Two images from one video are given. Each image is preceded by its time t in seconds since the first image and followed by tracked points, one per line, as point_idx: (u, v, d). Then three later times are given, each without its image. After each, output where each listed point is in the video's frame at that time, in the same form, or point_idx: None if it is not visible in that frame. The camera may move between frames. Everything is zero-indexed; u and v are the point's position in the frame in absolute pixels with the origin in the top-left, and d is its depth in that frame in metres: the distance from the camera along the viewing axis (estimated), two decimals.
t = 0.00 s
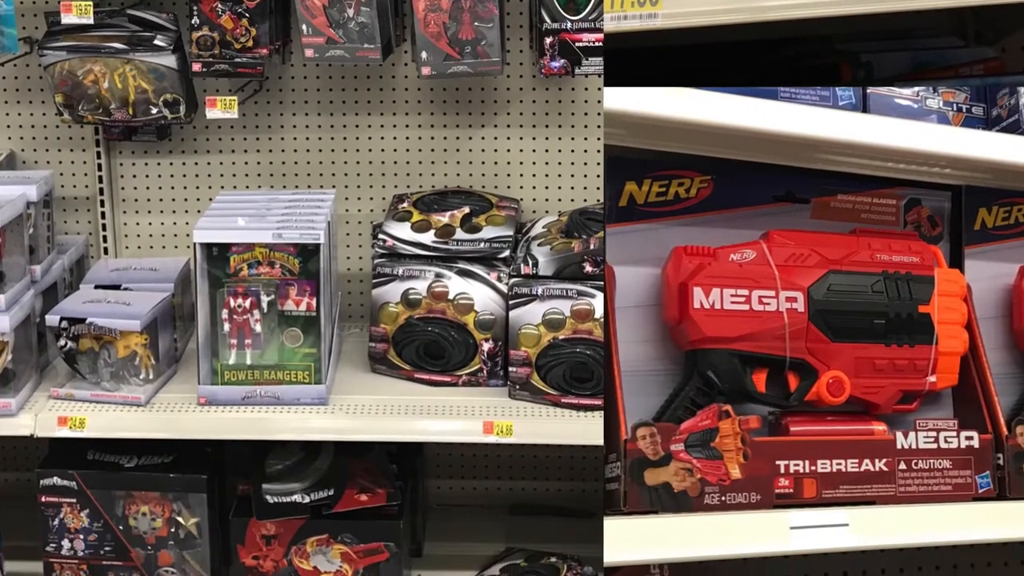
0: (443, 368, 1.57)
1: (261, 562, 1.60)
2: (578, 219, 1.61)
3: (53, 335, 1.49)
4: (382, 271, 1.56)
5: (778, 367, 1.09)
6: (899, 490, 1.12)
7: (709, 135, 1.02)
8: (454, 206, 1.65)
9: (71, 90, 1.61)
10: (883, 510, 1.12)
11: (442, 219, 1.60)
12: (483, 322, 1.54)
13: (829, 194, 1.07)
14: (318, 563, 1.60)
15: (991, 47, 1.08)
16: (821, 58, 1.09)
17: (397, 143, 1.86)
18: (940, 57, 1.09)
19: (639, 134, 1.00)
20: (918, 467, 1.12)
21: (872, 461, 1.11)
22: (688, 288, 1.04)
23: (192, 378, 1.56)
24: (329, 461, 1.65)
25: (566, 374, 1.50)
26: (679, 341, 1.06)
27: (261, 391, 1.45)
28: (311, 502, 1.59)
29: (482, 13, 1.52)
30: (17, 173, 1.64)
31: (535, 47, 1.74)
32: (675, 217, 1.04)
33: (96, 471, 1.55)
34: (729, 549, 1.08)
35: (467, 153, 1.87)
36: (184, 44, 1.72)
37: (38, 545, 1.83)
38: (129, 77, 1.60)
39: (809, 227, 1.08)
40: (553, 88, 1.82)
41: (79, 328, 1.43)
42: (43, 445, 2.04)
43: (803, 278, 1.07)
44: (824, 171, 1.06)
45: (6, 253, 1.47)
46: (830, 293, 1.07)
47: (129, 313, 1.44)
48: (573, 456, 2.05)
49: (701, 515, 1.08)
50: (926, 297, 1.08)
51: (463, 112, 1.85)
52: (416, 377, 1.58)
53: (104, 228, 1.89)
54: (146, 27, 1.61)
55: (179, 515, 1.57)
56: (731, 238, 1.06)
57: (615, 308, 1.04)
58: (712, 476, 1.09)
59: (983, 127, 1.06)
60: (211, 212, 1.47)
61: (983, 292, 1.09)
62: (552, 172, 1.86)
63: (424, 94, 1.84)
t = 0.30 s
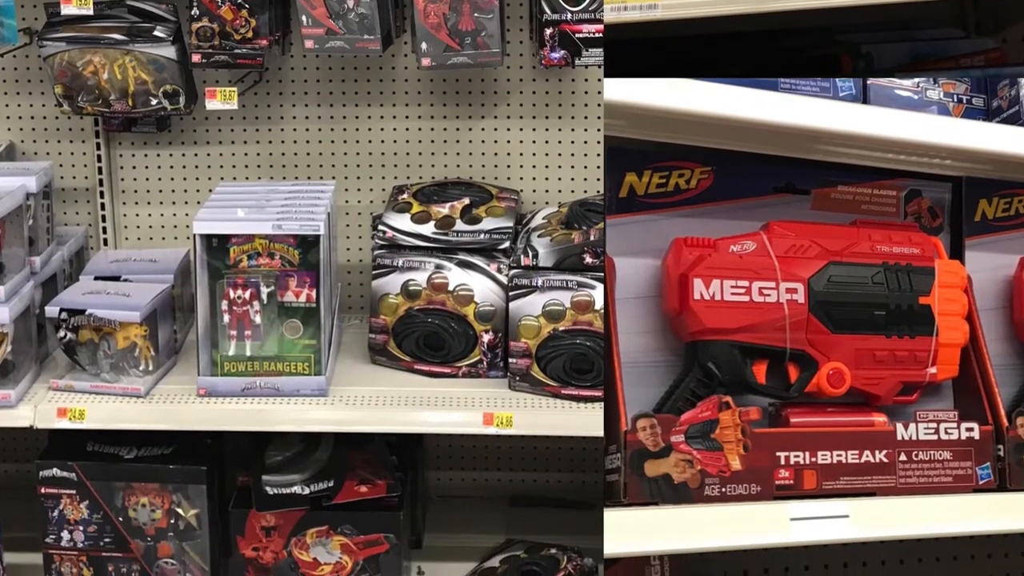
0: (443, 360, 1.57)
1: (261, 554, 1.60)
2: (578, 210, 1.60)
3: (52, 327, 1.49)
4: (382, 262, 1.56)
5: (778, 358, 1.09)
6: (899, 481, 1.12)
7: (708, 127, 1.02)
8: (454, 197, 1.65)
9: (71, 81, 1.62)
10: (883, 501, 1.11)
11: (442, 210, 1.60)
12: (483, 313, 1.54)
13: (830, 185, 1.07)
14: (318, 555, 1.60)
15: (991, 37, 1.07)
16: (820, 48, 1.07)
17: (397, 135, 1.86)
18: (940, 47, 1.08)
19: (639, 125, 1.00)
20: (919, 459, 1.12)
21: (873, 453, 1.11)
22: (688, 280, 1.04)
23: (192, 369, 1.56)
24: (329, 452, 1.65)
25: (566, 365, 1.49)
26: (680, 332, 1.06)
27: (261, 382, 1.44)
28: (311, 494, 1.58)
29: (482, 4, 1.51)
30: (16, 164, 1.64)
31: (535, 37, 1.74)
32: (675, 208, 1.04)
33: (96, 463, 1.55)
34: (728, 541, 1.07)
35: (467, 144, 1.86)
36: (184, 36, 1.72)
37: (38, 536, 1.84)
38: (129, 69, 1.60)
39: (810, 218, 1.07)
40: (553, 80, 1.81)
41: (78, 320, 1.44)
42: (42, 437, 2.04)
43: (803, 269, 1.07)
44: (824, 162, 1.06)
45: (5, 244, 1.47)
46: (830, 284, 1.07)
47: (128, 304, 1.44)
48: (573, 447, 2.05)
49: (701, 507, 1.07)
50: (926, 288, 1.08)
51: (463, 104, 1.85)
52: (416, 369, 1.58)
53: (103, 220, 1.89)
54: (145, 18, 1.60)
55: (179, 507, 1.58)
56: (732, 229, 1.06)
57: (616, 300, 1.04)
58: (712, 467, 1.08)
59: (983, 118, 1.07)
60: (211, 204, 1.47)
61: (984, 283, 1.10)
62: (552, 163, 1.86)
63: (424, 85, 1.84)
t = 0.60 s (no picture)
0: (443, 352, 1.57)
1: (261, 546, 1.60)
2: (578, 203, 1.59)
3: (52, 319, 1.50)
4: (381, 254, 1.55)
5: (778, 351, 1.09)
6: (900, 473, 1.12)
7: (709, 119, 1.00)
8: (454, 189, 1.65)
9: (71, 73, 1.61)
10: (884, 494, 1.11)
11: (442, 202, 1.60)
12: (483, 306, 1.54)
13: (830, 177, 1.07)
14: (318, 547, 1.60)
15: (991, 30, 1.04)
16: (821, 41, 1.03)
17: (397, 126, 1.86)
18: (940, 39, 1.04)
19: (639, 117, 0.99)
20: (919, 451, 1.12)
21: (874, 445, 1.11)
22: (688, 272, 1.04)
23: (191, 361, 1.56)
24: (328, 445, 1.65)
25: (566, 357, 1.50)
26: (680, 325, 1.05)
27: (261, 374, 1.45)
28: (311, 486, 1.58)
29: None
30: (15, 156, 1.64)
31: (535, 29, 1.74)
32: (675, 200, 1.04)
33: (96, 455, 1.55)
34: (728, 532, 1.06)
35: (467, 136, 1.87)
36: (185, 27, 1.72)
37: (37, 529, 1.84)
38: (128, 60, 1.60)
39: (810, 210, 1.07)
40: (553, 71, 1.82)
41: (78, 312, 1.43)
42: (41, 430, 2.04)
43: (803, 261, 1.07)
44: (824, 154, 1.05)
45: (4, 236, 1.47)
46: (830, 277, 1.07)
47: (128, 296, 1.44)
48: (572, 440, 2.04)
49: (702, 499, 1.07)
50: (926, 281, 1.08)
51: (463, 96, 1.85)
52: (416, 361, 1.58)
53: (103, 212, 1.89)
54: (145, 11, 1.62)
55: (179, 499, 1.58)
56: (733, 222, 1.06)
57: (617, 292, 1.04)
58: (712, 460, 1.08)
59: (984, 110, 1.06)
60: (210, 196, 1.47)
61: (985, 275, 1.09)
62: (552, 155, 1.86)
63: (423, 77, 1.84)
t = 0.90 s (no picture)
0: (442, 345, 1.58)
1: (260, 540, 1.60)
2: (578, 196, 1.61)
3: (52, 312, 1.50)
4: (382, 247, 1.56)
5: (778, 345, 1.08)
6: (900, 467, 1.11)
7: (710, 112, 1.00)
8: (453, 181, 1.65)
9: (70, 67, 1.62)
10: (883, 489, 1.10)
11: (442, 195, 1.60)
12: (483, 299, 1.54)
13: (830, 170, 1.07)
14: (318, 541, 1.60)
15: (991, 23, 1.02)
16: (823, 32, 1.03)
17: (397, 119, 1.86)
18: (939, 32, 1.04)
19: (640, 111, 0.99)
20: (919, 444, 1.12)
21: (874, 438, 1.11)
22: (689, 265, 1.04)
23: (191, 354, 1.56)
24: (328, 438, 1.66)
25: (566, 350, 1.49)
26: (680, 318, 1.05)
27: (261, 368, 1.45)
28: (311, 479, 1.59)
29: None
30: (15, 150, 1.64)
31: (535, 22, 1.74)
32: (676, 193, 1.04)
33: (95, 448, 1.55)
34: (727, 525, 1.06)
35: (467, 129, 1.86)
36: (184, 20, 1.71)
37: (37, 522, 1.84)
38: (128, 53, 1.60)
39: (810, 203, 1.08)
40: (553, 65, 1.81)
41: (77, 305, 1.43)
42: (40, 423, 2.04)
43: (804, 255, 1.06)
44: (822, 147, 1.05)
45: (3, 229, 1.47)
46: (830, 270, 1.06)
47: (128, 289, 1.44)
48: (572, 434, 2.04)
49: (701, 492, 1.06)
50: (927, 274, 1.08)
51: (463, 89, 1.85)
52: (416, 354, 1.58)
53: (103, 205, 1.89)
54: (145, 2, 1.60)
55: (179, 492, 1.57)
56: (733, 215, 1.06)
57: (619, 286, 1.04)
58: (712, 453, 1.08)
59: (985, 102, 1.09)
60: (210, 189, 1.47)
61: (985, 268, 1.09)
62: (552, 148, 1.86)
63: (423, 70, 1.84)
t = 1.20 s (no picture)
0: (443, 339, 1.58)
1: (260, 534, 1.60)
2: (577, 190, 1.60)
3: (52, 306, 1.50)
4: (381, 241, 1.56)
5: (778, 338, 1.09)
6: (901, 461, 1.12)
7: (709, 105, 0.99)
8: (453, 176, 1.65)
9: (70, 61, 1.62)
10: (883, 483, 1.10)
11: (442, 189, 1.60)
12: (483, 293, 1.54)
13: (830, 164, 1.06)
14: (318, 535, 1.60)
15: (991, 17, 1.03)
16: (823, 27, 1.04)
17: (397, 113, 1.86)
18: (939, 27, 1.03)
19: (640, 104, 0.99)
20: (919, 438, 1.12)
21: (875, 432, 1.11)
22: (689, 258, 1.03)
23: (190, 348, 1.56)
24: (329, 432, 1.67)
25: (566, 344, 1.50)
26: (680, 312, 1.05)
27: (260, 362, 1.45)
28: (311, 473, 1.59)
29: None
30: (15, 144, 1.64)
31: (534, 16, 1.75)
32: (676, 187, 1.03)
33: (95, 442, 1.55)
34: (727, 519, 1.05)
35: (467, 123, 1.87)
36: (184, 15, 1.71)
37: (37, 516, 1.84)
38: (128, 47, 1.60)
39: (810, 197, 1.07)
40: (553, 59, 1.82)
41: (77, 299, 1.43)
42: (39, 418, 2.04)
43: (804, 249, 1.06)
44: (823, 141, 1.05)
45: (3, 223, 1.47)
46: (830, 264, 1.07)
47: (128, 283, 1.44)
48: (573, 428, 2.04)
49: (701, 486, 1.06)
50: (927, 268, 1.07)
51: (463, 83, 1.85)
52: (416, 348, 1.58)
53: (103, 199, 1.89)
54: None
55: (179, 486, 1.57)
56: (733, 208, 1.06)
57: (619, 279, 1.04)
58: (712, 447, 1.08)
59: (985, 97, 1.07)
60: (210, 183, 1.48)
61: (985, 263, 1.08)
62: (552, 142, 1.86)
63: (423, 64, 1.84)
